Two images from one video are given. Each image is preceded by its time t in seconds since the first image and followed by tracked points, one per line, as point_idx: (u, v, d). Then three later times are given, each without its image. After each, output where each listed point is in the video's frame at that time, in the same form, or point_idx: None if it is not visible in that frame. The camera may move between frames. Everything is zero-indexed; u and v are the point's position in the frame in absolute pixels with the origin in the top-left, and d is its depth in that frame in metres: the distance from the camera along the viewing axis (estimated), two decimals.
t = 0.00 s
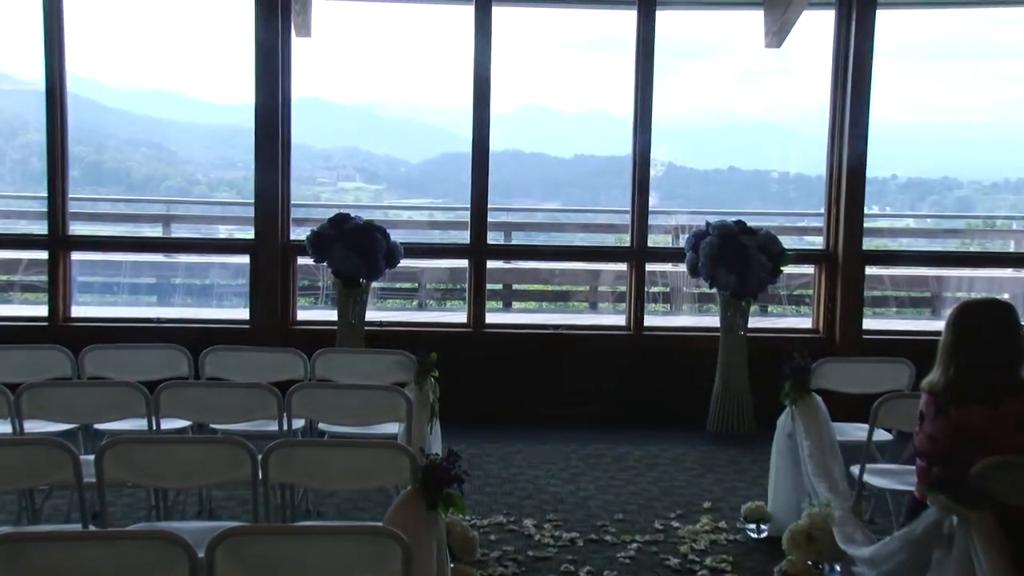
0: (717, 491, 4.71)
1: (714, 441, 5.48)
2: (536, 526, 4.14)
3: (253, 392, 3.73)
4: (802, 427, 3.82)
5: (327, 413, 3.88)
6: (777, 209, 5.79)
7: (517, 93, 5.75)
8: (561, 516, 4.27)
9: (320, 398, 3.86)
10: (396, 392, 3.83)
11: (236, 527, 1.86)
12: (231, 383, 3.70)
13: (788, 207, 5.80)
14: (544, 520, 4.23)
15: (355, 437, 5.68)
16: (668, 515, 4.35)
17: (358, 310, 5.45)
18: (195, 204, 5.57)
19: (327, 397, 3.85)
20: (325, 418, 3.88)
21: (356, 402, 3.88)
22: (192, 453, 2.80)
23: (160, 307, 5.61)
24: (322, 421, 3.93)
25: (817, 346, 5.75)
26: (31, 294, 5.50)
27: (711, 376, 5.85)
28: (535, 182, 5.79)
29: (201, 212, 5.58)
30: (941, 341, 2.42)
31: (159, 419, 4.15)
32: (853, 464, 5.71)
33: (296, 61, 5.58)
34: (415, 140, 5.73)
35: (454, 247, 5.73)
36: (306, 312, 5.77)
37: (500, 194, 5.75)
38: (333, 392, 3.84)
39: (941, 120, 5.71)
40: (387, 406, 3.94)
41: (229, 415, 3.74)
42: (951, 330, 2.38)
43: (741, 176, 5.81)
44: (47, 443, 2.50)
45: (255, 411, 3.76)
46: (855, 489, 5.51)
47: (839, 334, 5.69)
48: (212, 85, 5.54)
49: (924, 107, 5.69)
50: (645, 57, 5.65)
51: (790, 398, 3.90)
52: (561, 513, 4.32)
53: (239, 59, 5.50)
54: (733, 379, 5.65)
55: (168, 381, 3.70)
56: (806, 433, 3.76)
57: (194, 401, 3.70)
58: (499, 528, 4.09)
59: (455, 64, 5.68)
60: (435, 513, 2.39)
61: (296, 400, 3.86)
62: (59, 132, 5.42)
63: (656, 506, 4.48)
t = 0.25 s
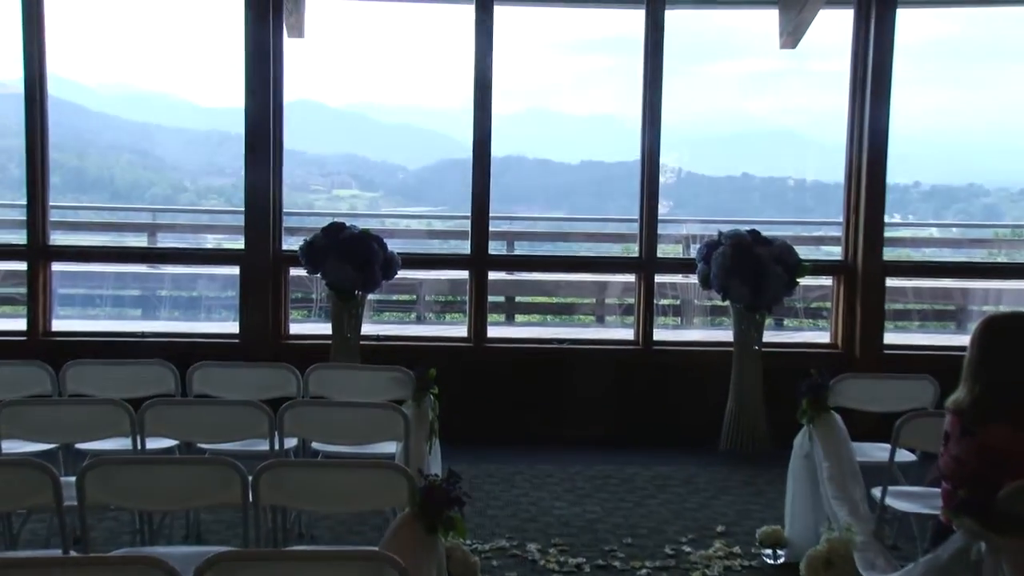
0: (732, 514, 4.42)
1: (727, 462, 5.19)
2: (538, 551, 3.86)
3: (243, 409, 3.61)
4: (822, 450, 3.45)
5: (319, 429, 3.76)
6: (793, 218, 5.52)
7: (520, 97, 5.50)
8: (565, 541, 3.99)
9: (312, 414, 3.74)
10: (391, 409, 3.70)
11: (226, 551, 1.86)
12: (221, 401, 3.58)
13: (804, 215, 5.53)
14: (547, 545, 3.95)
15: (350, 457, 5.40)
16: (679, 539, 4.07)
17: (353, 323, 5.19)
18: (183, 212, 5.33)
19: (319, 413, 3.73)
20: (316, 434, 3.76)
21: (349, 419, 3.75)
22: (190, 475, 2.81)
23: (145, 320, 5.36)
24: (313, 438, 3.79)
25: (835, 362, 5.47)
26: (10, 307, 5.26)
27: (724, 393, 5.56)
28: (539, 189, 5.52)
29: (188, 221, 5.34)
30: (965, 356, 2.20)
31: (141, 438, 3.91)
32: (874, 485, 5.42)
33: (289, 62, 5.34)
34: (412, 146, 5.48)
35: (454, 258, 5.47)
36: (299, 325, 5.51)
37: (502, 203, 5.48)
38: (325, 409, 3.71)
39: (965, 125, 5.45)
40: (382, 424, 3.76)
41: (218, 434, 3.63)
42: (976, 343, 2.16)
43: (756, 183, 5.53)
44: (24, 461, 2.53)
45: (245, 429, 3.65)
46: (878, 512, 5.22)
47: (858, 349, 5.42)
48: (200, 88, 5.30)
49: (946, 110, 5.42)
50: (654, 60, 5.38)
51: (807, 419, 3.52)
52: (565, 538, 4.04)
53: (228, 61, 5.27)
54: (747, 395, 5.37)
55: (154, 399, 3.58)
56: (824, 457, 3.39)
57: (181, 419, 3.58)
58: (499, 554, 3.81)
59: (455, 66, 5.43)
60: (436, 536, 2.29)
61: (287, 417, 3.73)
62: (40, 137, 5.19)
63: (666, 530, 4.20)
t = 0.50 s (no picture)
0: (751, 538, 4.14)
1: (744, 483, 4.91)
2: None
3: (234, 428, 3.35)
4: (841, 469, 3.26)
5: (312, 448, 3.54)
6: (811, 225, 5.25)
7: (525, 98, 5.24)
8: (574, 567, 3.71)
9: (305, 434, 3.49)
10: (389, 429, 3.46)
11: None
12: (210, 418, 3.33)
13: (824, 222, 5.25)
14: (554, 572, 3.66)
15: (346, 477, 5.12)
16: (695, 565, 3.78)
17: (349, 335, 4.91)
18: (170, 220, 5.08)
19: (311, 432, 3.48)
20: (309, 453, 3.55)
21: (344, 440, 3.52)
22: (168, 507, 2.52)
23: (130, 334, 5.10)
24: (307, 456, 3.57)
25: (856, 377, 5.20)
26: None
27: (740, 410, 5.28)
28: (545, 195, 5.26)
29: (176, 229, 5.09)
30: (995, 374, 2.34)
31: (126, 459, 3.62)
32: (900, 508, 5.13)
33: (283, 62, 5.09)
34: (411, 150, 5.22)
35: (455, 268, 5.20)
36: (292, 339, 5.24)
37: (506, 210, 5.23)
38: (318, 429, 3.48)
39: (993, 128, 5.19)
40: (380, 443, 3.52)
41: (207, 454, 3.37)
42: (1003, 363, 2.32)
43: (773, 189, 5.26)
44: None
45: (235, 448, 3.40)
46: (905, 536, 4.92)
47: (881, 363, 5.15)
48: (189, 89, 5.05)
49: (973, 112, 5.17)
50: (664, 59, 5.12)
51: (830, 438, 3.29)
52: (574, 564, 3.76)
53: (217, 62, 5.02)
54: (764, 412, 5.09)
55: (139, 417, 3.32)
56: (846, 479, 3.22)
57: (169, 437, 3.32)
58: None
59: (457, 66, 5.19)
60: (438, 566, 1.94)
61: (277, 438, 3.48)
62: (20, 142, 4.95)
63: (681, 554, 3.91)
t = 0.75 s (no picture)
0: (773, 565, 3.86)
1: (764, 506, 4.63)
2: None
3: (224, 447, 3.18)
4: (866, 491, 3.11)
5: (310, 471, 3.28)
6: (834, 234, 4.98)
7: (534, 99, 4.97)
8: None
9: (301, 455, 3.26)
10: (390, 447, 3.25)
11: None
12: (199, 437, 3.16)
13: (848, 230, 4.98)
14: None
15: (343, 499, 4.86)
16: None
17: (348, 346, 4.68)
18: (159, 228, 4.84)
19: (309, 454, 3.25)
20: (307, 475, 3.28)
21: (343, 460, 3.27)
22: (163, 529, 2.32)
23: (117, 348, 4.85)
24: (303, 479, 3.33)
25: (882, 394, 4.94)
26: None
27: (759, 429, 5.01)
28: (553, 202, 5.00)
29: (165, 237, 4.84)
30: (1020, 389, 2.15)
31: (111, 481, 3.34)
32: (929, 533, 4.84)
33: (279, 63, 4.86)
34: (412, 154, 4.97)
35: (458, 278, 4.95)
36: (287, 353, 4.98)
37: (513, 218, 4.97)
38: (316, 448, 3.24)
39: None
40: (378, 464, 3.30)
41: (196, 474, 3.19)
42: None
43: (793, 195, 4.99)
44: None
45: (226, 469, 3.21)
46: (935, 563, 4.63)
47: (909, 379, 4.88)
48: (180, 91, 4.82)
49: (1005, 114, 4.90)
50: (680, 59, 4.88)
51: (852, 458, 3.14)
52: None
53: (210, 62, 4.79)
54: (785, 430, 4.82)
55: (124, 437, 3.13)
56: (870, 500, 3.09)
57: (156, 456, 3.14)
58: None
59: (461, 66, 4.94)
60: None
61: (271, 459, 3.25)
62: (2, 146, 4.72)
63: None
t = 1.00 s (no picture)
0: None
1: (785, 532, 4.36)
2: None
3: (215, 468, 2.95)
4: (893, 516, 2.94)
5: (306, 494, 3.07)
6: (856, 244, 4.73)
7: (539, 103, 4.74)
8: None
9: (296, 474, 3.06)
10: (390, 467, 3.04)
11: None
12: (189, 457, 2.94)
13: (871, 239, 4.72)
14: None
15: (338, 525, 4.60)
16: None
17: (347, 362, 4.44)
18: (145, 238, 4.60)
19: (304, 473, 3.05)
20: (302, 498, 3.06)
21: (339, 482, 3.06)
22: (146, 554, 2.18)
23: (101, 365, 4.61)
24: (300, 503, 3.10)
25: (908, 413, 4.68)
26: None
27: (778, 449, 4.74)
28: (560, 211, 4.76)
29: (152, 248, 4.60)
30: None
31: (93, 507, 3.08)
32: (960, 560, 4.56)
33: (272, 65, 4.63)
34: (411, 160, 4.71)
35: (460, 291, 4.69)
36: (280, 370, 4.71)
37: (518, 227, 4.72)
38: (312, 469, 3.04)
39: None
40: (379, 486, 3.08)
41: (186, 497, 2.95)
42: None
43: (813, 203, 4.74)
44: None
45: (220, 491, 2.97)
46: None
47: (937, 397, 4.62)
48: (168, 94, 4.59)
49: None
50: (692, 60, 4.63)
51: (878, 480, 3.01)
52: None
53: (199, 64, 4.56)
54: (806, 451, 4.55)
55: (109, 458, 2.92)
56: (897, 525, 2.90)
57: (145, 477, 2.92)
58: None
59: (462, 68, 4.71)
60: None
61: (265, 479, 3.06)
62: None
63: None
